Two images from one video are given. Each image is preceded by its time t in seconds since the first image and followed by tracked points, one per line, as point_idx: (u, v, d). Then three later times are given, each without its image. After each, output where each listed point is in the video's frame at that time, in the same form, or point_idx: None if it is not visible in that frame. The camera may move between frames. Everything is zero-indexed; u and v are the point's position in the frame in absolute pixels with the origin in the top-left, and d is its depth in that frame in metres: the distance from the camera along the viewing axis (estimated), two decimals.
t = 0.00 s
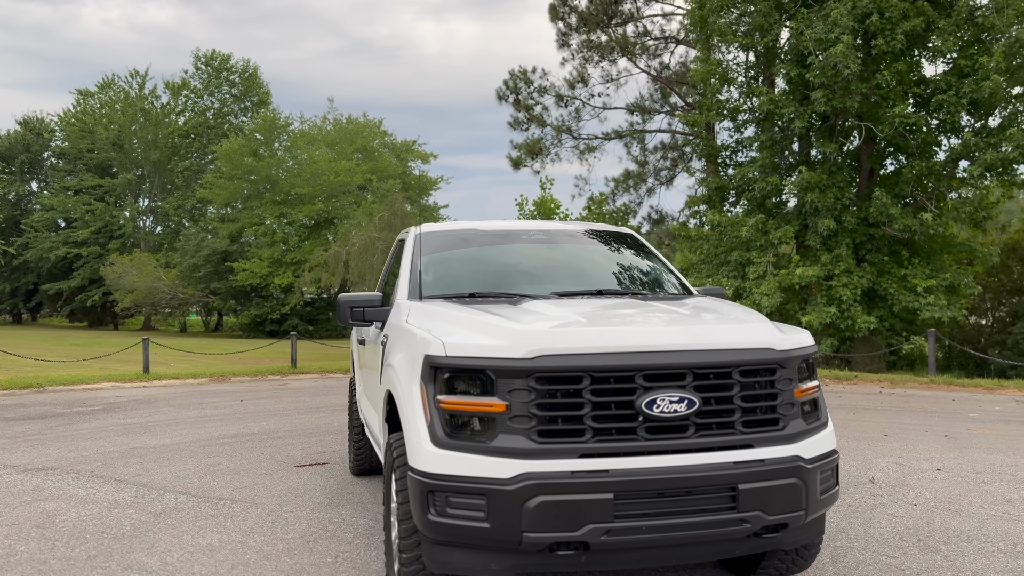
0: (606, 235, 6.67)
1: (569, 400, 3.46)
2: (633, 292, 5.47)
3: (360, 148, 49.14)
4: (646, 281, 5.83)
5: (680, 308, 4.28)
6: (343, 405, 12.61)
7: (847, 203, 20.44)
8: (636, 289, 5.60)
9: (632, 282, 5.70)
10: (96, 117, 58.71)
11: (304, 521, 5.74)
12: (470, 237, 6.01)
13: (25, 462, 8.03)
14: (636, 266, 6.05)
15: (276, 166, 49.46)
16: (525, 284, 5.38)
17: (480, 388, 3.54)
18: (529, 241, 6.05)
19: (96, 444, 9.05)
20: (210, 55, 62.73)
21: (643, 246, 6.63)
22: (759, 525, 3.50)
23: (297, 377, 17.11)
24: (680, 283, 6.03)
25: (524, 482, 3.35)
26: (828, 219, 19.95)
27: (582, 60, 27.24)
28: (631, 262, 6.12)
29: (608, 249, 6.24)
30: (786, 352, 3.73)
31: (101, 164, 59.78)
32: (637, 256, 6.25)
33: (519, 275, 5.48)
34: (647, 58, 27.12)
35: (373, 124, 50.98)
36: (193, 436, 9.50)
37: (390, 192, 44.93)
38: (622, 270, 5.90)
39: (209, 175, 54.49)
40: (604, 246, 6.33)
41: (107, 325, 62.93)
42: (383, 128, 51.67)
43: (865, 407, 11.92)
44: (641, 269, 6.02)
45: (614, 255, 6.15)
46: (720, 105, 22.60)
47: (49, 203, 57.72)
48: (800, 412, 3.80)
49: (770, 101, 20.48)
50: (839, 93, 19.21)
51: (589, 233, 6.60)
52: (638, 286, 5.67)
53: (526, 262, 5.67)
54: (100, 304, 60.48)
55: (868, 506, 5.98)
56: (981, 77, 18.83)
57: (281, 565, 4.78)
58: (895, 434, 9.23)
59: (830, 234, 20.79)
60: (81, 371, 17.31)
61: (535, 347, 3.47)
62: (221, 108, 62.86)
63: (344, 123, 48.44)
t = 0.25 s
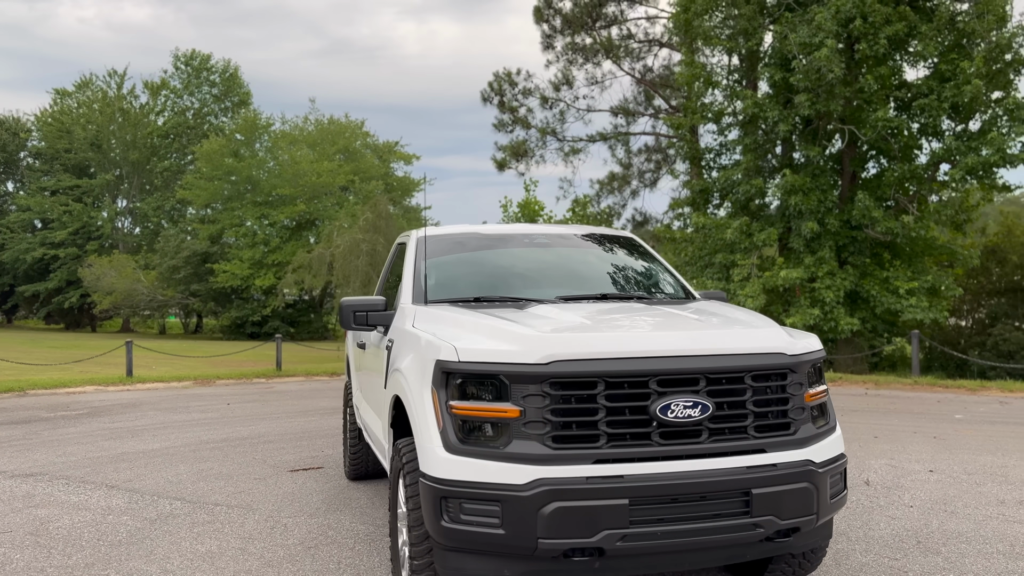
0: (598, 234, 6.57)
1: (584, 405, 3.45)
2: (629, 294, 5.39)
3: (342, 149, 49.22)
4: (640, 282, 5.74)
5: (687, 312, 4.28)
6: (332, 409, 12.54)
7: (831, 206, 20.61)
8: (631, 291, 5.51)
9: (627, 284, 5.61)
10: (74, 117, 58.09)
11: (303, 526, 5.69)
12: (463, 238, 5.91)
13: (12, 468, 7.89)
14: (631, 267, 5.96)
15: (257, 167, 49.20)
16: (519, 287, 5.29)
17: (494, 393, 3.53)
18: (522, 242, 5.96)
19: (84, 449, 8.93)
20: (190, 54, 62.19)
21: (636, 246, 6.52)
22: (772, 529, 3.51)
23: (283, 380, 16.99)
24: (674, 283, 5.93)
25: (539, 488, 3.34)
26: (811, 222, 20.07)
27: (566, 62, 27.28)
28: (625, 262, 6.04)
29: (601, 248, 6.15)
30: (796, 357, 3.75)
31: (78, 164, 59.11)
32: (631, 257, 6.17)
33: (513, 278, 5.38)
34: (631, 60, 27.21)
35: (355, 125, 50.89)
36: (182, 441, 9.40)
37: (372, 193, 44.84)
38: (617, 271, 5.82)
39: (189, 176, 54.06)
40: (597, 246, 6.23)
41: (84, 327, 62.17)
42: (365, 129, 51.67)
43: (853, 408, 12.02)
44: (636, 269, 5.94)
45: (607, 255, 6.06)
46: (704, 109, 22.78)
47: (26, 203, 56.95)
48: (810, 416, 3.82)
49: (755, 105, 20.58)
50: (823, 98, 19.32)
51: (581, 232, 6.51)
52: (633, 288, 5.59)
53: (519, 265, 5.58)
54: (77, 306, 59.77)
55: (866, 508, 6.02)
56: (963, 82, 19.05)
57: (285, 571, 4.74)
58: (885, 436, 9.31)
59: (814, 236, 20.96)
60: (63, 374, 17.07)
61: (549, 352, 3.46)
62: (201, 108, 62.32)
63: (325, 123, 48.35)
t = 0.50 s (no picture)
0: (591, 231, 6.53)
1: (593, 405, 3.42)
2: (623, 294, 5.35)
3: (327, 149, 49.33)
4: (634, 280, 5.70)
5: (691, 312, 4.26)
6: (320, 411, 12.45)
7: (816, 208, 20.71)
8: (626, 290, 5.47)
9: (621, 283, 5.58)
10: (53, 117, 57.56)
11: (299, 530, 5.62)
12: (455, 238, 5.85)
13: None
14: (625, 264, 5.92)
15: (240, 168, 48.93)
16: (514, 288, 5.24)
17: (501, 394, 3.49)
18: (515, 242, 5.91)
19: (71, 452, 8.80)
20: (172, 54, 61.67)
21: (629, 243, 6.49)
22: (781, 530, 3.50)
23: (269, 383, 16.85)
24: (669, 279, 5.91)
25: (549, 490, 3.30)
26: (797, 223, 20.17)
27: (552, 64, 27.28)
28: (619, 259, 6.00)
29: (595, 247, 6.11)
30: (804, 356, 3.74)
31: (58, 164, 58.48)
32: (625, 254, 6.13)
33: (507, 279, 5.33)
34: (616, 62, 27.24)
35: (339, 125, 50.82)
36: (171, 444, 9.28)
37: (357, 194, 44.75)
38: (612, 269, 5.78)
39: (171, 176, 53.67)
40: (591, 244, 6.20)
41: (64, 329, 61.47)
42: (349, 129, 51.76)
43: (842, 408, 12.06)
44: (630, 267, 5.91)
45: (601, 253, 6.02)
46: (690, 111, 22.74)
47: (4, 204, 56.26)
48: (816, 416, 3.81)
49: (742, 106, 20.61)
50: (809, 100, 19.37)
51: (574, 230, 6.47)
52: (628, 287, 5.55)
53: (514, 265, 5.53)
54: (57, 308, 59.10)
55: (863, 507, 6.03)
56: (947, 85, 19.18)
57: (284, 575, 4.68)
58: (876, 436, 9.34)
59: (799, 237, 21.05)
60: (45, 377, 16.84)
61: (558, 352, 3.42)
62: (183, 108, 61.76)
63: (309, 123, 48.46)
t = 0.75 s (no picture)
0: (583, 227, 6.45)
1: (608, 403, 3.35)
2: (620, 290, 5.29)
3: (308, 149, 49.19)
4: (629, 276, 5.64)
5: (699, 309, 4.22)
6: (308, 412, 12.30)
7: (801, 208, 20.78)
8: (621, 287, 5.41)
9: (616, 279, 5.51)
10: (31, 116, 56.95)
11: (295, 532, 5.51)
12: (449, 233, 5.75)
13: None
14: (619, 259, 5.86)
15: (221, 167, 48.58)
16: (509, 284, 5.15)
17: (512, 391, 3.42)
18: (509, 238, 5.82)
19: (55, 454, 8.62)
20: (152, 53, 61.01)
21: (622, 238, 6.42)
22: (796, 528, 3.45)
23: (254, 384, 16.66)
24: (665, 275, 5.87)
25: (562, 489, 3.23)
26: (781, 224, 20.24)
27: (537, 64, 27.19)
28: (614, 254, 5.93)
29: (590, 242, 6.04)
30: (816, 353, 3.70)
31: (36, 164, 57.73)
32: (619, 249, 6.06)
33: (502, 275, 5.24)
34: (601, 63, 27.19)
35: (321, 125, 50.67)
36: (157, 445, 9.12)
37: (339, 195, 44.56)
38: (606, 264, 5.72)
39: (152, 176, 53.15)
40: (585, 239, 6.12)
41: (42, 330, 60.69)
42: (332, 129, 51.76)
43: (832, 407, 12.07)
44: (625, 262, 5.84)
45: (596, 248, 5.95)
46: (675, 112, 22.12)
47: None
48: (827, 413, 3.78)
49: (727, 108, 20.52)
50: (794, 102, 19.36)
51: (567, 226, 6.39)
52: (623, 283, 5.49)
53: (509, 262, 5.43)
54: (34, 309, 58.30)
55: (863, 505, 6.01)
56: (929, 86, 19.28)
57: None
58: (868, 434, 9.34)
59: (784, 238, 21.08)
60: (25, 379, 16.55)
61: (572, 348, 3.35)
62: (164, 107, 61.09)
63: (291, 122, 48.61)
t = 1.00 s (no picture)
0: (577, 227, 6.38)
1: (622, 409, 3.29)
2: (617, 292, 5.23)
3: (292, 149, 48.98)
4: (625, 275, 5.59)
5: (707, 312, 4.17)
6: (296, 415, 12.17)
7: (787, 210, 20.85)
8: (618, 287, 5.35)
9: (612, 279, 5.45)
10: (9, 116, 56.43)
11: (291, 539, 5.41)
12: (443, 234, 5.67)
13: None
14: (615, 259, 5.80)
15: (203, 167, 48.26)
16: (504, 287, 5.07)
17: (523, 397, 3.35)
18: (502, 239, 5.73)
19: (40, 459, 8.45)
20: (133, 51, 60.36)
21: (617, 237, 6.36)
22: (811, 535, 3.41)
23: (240, 387, 16.48)
24: (662, 274, 5.82)
25: (577, 497, 3.17)
26: (768, 226, 20.31)
27: (523, 66, 27.12)
28: (609, 254, 5.86)
29: (584, 242, 5.98)
30: (828, 357, 3.67)
31: (14, 163, 56.98)
32: (614, 249, 6.00)
33: (496, 277, 5.16)
34: (588, 64, 27.17)
35: (305, 125, 50.47)
36: (145, 450, 8.97)
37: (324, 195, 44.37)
38: (602, 264, 5.66)
39: (133, 176, 52.60)
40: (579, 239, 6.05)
41: (20, 331, 59.89)
42: (316, 129, 51.57)
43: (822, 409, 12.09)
44: (621, 262, 5.78)
45: (591, 248, 5.88)
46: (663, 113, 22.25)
47: None
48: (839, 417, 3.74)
49: (715, 110, 20.60)
50: (781, 104, 19.47)
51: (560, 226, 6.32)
52: (619, 283, 5.43)
53: (504, 263, 5.36)
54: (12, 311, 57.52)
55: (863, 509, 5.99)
56: (914, 89, 19.42)
57: None
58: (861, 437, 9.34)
59: (771, 240, 21.15)
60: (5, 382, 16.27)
61: (585, 352, 3.28)
62: (145, 106, 60.43)
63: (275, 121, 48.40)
